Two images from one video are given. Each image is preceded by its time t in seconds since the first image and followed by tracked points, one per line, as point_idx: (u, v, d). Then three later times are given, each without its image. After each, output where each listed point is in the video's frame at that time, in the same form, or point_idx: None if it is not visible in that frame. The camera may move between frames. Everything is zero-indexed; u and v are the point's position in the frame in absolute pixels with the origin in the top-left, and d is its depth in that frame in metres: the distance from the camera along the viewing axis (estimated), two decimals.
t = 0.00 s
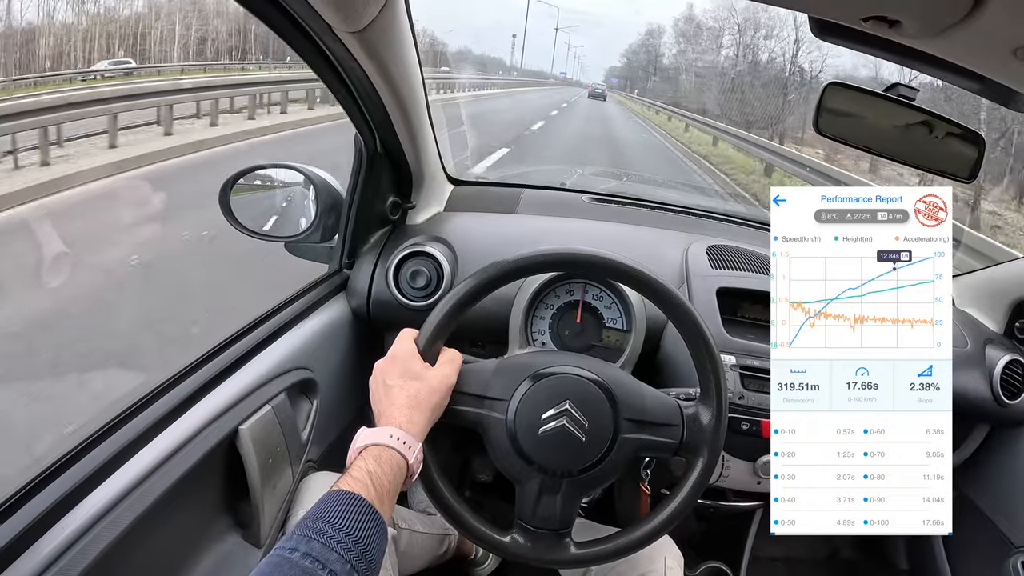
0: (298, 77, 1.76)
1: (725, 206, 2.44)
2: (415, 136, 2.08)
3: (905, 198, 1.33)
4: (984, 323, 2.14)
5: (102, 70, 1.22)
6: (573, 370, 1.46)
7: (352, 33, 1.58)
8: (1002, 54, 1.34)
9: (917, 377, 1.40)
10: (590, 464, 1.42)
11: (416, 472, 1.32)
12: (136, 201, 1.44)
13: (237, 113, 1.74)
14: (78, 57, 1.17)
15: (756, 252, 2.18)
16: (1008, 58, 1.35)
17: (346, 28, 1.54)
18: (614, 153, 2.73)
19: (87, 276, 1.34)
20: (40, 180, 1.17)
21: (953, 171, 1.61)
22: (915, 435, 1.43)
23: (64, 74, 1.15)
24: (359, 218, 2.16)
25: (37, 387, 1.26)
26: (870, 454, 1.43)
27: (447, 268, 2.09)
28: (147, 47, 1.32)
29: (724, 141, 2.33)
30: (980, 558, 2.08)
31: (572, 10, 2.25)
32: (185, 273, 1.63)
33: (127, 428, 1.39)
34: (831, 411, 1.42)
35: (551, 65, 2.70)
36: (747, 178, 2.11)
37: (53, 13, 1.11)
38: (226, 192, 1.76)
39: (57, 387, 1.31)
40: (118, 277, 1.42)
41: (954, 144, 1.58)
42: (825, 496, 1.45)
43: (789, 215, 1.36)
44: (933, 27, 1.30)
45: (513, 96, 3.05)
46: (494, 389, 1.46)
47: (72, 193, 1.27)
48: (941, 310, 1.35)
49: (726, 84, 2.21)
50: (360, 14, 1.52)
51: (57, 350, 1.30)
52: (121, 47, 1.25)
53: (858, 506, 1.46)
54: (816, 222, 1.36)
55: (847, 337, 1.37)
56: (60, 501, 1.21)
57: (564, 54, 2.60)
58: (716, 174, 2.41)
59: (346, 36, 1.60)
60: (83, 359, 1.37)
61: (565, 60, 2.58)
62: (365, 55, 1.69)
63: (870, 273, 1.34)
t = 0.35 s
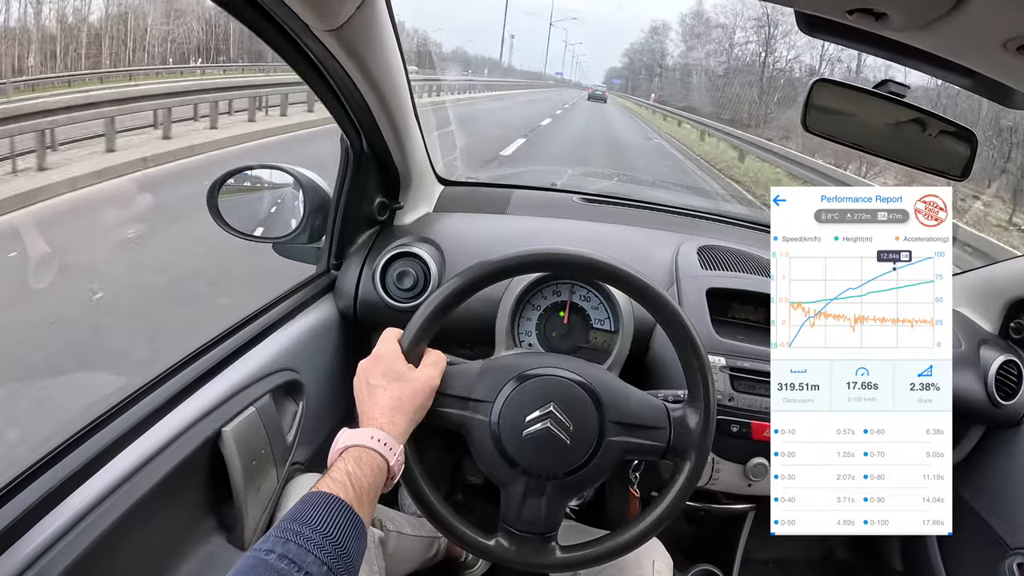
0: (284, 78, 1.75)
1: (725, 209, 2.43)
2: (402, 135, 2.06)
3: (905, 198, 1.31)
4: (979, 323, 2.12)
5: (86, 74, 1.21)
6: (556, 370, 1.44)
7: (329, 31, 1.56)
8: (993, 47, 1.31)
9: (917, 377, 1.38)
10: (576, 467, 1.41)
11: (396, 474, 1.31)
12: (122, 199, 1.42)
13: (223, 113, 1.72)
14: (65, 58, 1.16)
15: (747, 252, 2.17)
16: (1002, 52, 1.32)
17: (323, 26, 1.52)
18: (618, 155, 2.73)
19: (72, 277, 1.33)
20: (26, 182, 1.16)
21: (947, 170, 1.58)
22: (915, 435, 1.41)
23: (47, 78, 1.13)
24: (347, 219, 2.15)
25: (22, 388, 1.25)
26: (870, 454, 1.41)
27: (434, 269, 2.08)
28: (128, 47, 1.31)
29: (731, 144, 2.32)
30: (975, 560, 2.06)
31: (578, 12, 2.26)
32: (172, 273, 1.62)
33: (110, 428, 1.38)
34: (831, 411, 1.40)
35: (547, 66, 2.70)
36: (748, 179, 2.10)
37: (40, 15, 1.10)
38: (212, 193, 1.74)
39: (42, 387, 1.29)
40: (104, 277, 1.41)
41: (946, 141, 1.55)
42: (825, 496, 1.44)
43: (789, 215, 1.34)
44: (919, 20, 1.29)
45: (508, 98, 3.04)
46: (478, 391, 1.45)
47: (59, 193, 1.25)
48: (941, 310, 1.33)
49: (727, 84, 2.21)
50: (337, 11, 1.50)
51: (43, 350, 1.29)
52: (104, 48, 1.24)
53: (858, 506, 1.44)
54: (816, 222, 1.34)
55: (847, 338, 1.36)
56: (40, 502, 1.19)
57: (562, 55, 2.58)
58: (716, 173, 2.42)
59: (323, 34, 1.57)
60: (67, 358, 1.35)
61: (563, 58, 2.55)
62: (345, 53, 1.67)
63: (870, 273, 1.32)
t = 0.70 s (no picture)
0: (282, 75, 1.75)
1: (729, 210, 2.43)
2: (398, 133, 2.05)
3: (905, 198, 1.30)
4: (976, 323, 2.13)
5: (81, 76, 1.21)
6: (554, 370, 1.44)
7: (326, 29, 1.55)
8: (992, 45, 1.31)
9: (917, 377, 1.38)
10: (574, 467, 1.40)
11: (391, 473, 1.30)
12: (118, 199, 1.42)
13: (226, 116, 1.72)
14: (58, 58, 1.16)
15: (744, 251, 2.16)
16: (1001, 50, 1.32)
17: (320, 24, 1.51)
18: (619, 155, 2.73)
19: (70, 277, 1.32)
20: (26, 183, 1.15)
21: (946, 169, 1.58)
22: (915, 435, 1.41)
23: (43, 79, 1.13)
24: (344, 219, 2.13)
25: (17, 388, 1.24)
26: (871, 454, 1.41)
27: (430, 268, 2.08)
28: (122, 46, 1.30)
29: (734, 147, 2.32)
30: (973, 559, 2.06)
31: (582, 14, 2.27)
32: (168, 273, 1.61)
33: (105, 428, 1.37)
34: (831, 411, 1.40)
35: (541, 65, 2.69)
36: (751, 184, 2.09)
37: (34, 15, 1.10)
38: (210, 194, 1.73)
39: (37, 387, 1.29)
40: (101, 277, 1.41)
41: (944, 141, 1.55)
42: (825, 496, 1.43)
43: (789, 215, 1.34)
44: (918, 18, 1.29)
45: (507, 98, 3.04)
46: (475, 391, 1.44)
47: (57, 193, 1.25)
48: (941, 310, 1.33)
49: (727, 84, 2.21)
50: (334, 9, 1.49)
51: (39, 350, 1.28)
52: (97, 45, 1.24)
53: (858, 506, 1.43)
54: (816, 222, 1.33)
55: (847, 338, 1.35)
56: (35, 503, 1.19)
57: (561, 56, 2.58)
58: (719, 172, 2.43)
59: (320, 32, 1.56)
60: (64, 357, 1.34)
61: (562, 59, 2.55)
62: (342, 51, 1.66)
63: (870, 273, 1.32)
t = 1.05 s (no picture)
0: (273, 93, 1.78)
1: (718, 210, 2.45)
2: (389, 138, 2.07)
3: (905, 198, 1.33)
4: (969, 324, 2.12)
5: (84, 79, 1.23)
6: (541, 373, 1.46)
7: (313, 42, 1.59)
8: (971, 52, 1.32)
9: (918, 377, 1.39)
10: (559, 468, 1.43)
11: (385, 474, 1.33)
12: (115, 206, 1.44)
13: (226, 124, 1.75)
14: (58, 67, 1.18)
15: (733, 253, 2.19)
16: (977, 58, 1.33)
17: (305, 36, 1.54)
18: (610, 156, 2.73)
19: (66, 283, 1.34)
20: (24, 191, 1.17)
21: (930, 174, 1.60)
22: (915, 435, 1.42)
23: (38, 84, 1.15)
24: (336, 223, 2.17)
25: (16, 392, 1.26)
26: (870, 454, 1.42)
27: (421, 271, 2.10)
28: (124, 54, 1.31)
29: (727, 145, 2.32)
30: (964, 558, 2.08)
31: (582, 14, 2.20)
32: (165, 277, 1.64)
33: (101, 431, 1.39)
34: (831, 411, 1.41)
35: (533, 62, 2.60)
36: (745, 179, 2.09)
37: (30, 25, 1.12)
38: (204, 199, 1.74)
39: (37, 391, 1.31)
40: (97, 282, 1.43)
41: (930, 144, 1.57)
42: (825, 496, 1.45)
43: (789, 215, 1.36)
44: (895, 25, 1.31)
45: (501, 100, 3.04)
46: (463, 393, 1.46)
47: (55, 200, 1.27)
48: (941, 310, 1.34)
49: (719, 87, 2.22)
50: (319, 21, 1.52)
51: (38, 354, 1.30)
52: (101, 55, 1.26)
53: (858, 506, 1.45)
54: (816, 222, 1.35)
55: (847, 338, 1.36)
56: (32, 505, 1.21)
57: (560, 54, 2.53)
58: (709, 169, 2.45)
59: (307, 46, 1.60)
60: (63, 361, 1.37)
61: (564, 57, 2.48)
62: (326, 59, 1.68)
63: (870, 273, 1.34)
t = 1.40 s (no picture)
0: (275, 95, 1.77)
1: (719, 211, 2.46)
2: (390, 140, 2.06)
3: (905, 198, 1.32)
4: (968, 322, 2.12)
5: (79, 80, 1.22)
6: (545, 375, 1.45)
7: (316, 42, 1.58)
8: (974, 53, 1.32)
9: (917, 377, 1.39)
10: (565, 469, 1.42)
11: (393, 478, 1.32)
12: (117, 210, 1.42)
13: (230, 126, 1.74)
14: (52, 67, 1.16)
15: (734, 252, 2.18)
16: (981, 58, 1.33)
17: (308, 37, 1.54)
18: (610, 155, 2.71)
19: (67, 288, 1.33)
20: (27, 195, 1.17)
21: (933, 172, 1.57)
22: (915, 435, 1.42)
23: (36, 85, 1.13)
24: (336, 224, 2.16)
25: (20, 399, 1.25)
26: (870, 454, 1.42)
27: (423, 271, 2.09)
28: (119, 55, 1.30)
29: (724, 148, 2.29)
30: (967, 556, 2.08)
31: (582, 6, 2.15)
32: (168, 280, 1.63)
33: (102, 437, 1.39)
34: (831, 411, 1.41)
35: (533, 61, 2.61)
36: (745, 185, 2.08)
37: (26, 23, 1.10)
38: (204, 203, 1.72)
39: (42, 399, 1.30)
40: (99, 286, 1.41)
41: (931, 144, 1.56)
42: (825, 496, 1.45)
43: (789, 215, 1.36)
44: (899, 26, 1.30)
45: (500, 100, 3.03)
46: (468, 394, 1.46)
47: (58, 204, 1.26)
48: (941, 310, 1.34)
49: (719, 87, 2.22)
50: (321, 23, 1.51)
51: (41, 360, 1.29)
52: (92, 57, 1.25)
53: (858, 506, 1.45)
54: (817, 222, 1.35)
55: (847, 338, 1.36)
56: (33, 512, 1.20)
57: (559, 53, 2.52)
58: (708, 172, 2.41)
59: (311, 46, 1.59)
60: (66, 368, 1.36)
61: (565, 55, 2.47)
62: (332, 61, 1.68)
63: (870, 273, 1.33)
